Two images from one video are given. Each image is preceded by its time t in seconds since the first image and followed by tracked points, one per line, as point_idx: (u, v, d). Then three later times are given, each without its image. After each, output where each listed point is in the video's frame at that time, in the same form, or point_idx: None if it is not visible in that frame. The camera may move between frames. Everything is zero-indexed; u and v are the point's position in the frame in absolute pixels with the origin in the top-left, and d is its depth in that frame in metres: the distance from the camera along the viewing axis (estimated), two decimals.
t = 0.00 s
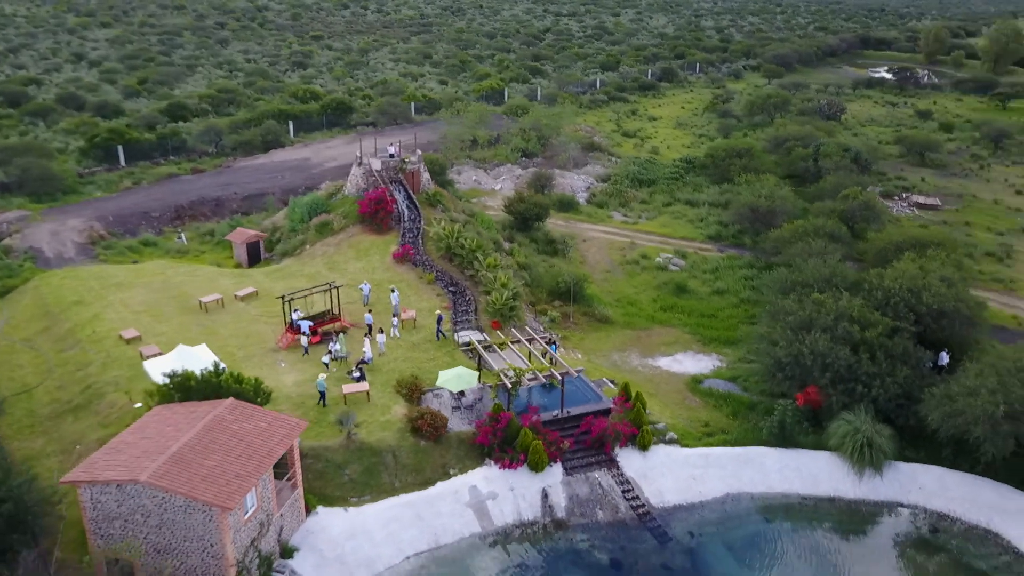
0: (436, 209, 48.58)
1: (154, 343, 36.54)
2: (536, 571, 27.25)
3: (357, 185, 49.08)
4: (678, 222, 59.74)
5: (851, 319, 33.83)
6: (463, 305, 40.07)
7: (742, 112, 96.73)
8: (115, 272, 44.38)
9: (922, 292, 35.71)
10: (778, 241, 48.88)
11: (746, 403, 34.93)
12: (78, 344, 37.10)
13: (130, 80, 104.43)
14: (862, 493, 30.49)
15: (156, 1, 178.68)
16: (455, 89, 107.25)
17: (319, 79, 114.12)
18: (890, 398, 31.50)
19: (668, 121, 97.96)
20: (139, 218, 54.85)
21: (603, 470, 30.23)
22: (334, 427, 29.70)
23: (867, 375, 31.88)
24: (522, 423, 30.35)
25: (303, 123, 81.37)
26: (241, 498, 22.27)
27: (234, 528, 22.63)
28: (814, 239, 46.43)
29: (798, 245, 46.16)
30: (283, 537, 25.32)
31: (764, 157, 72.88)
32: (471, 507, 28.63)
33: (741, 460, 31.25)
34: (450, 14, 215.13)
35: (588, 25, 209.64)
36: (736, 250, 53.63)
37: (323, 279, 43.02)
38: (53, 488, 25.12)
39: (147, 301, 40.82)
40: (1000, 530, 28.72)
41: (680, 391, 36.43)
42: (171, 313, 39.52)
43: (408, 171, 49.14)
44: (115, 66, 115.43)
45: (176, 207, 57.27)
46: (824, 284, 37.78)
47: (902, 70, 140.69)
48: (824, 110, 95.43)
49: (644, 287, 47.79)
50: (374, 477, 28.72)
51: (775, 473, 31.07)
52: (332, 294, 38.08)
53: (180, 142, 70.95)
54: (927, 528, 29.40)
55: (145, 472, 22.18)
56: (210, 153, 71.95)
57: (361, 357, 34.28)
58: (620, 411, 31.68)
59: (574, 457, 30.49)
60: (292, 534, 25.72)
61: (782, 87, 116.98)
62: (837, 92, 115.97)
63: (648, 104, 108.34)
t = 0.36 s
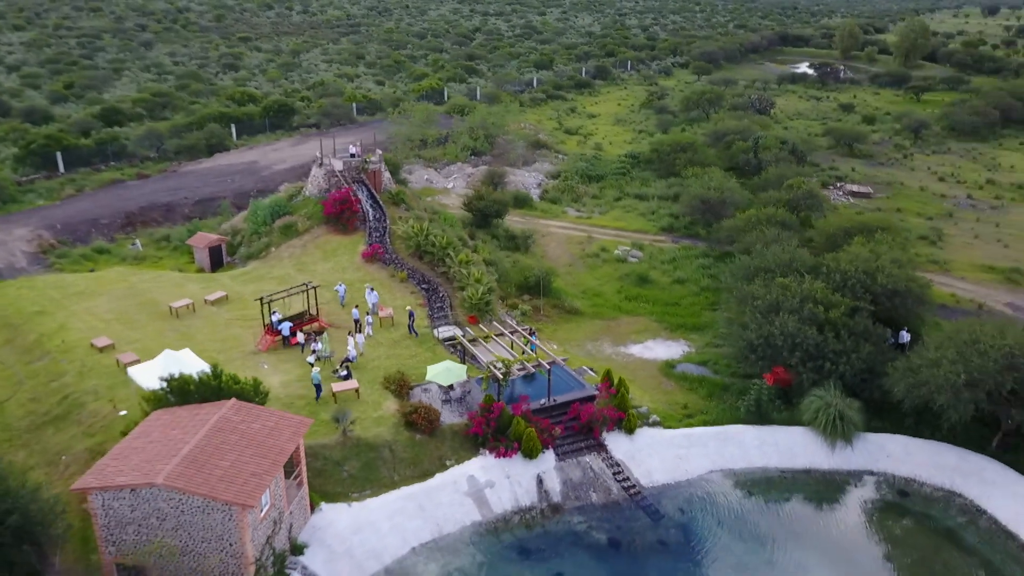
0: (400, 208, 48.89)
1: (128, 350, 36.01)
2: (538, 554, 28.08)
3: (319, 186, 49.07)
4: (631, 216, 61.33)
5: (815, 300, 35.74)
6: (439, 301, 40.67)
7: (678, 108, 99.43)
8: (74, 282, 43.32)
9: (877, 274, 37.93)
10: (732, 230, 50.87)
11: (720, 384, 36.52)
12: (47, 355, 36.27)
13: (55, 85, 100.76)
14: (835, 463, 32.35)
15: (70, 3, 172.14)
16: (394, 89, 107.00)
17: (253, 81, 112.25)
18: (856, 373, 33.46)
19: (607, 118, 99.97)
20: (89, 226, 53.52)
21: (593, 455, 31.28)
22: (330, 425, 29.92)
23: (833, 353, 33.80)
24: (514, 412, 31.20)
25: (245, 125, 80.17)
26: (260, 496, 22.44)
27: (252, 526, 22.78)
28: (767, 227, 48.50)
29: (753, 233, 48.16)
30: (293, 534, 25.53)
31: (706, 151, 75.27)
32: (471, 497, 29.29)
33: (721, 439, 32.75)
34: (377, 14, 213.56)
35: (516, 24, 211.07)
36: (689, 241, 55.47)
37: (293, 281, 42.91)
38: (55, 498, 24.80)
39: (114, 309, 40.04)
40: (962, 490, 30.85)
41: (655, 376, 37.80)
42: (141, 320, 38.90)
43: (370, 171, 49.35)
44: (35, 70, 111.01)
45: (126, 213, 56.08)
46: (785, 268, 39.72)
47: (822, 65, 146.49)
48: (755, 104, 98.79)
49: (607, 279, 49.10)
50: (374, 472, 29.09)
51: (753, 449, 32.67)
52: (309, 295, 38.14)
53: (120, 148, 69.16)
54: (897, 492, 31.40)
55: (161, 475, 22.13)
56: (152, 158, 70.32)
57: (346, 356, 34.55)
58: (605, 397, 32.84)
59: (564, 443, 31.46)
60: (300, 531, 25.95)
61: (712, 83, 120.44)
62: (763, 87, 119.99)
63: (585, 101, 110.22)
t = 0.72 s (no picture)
0: (361, 207, 48.98)
1: (99, 358, 35.33)
2: (533, 539, 28.84)
3: (278, 187, 48.71)
4: (584, 210, 62.52)
5: (778, 285, 37.41)
6: (411, 299, 41.01)
7: (617, 106, 101.39)
8: (30, 291, 42.10)
9: (832, 259, 39.87)
10: (686, 221, 52.51)
11: (690, 368, 37.93)
12: (12, 367, 35.31)
13: None
14: (804, 439, 34.03)
15: None
16: (333, 90, 106.11)
17: (186, 84, 109.73)
18: (819, 353, 35.23)
19: (548, 116, 101.25)
20: (34, 234, 51.92)
21: (578, 441, 32.22)
22: (320, 424, 30.06)
23: (797, 335, 35.50)
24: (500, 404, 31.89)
25: (186, 129, 78.56)
26: (271, 493, 22.56)
27: (263, 523, 22.86)
28: (720, 218, 50.26)
29: (707, 224, 49.87)
30: (295, 532, 25.66)
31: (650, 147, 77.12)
32: (463, 487, 29.90)
33: (697, 421, 34.11)
34: (305, 15, 210.39)
35: (447, 25, 211.07)
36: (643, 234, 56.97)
37: (260, 283, 42.64)
38: (50, 509, 24.43)
39: (76, 319, 39.12)
40: (923, 458, 32.80)
41: (627, 363, 38.99)
42: (108, 328, 38.18)
43: (330, 172, 49.23)
44: None
45: (73, 220, 54.58)
46: (745, 257, 41.38)
47: (749, 62, 151.10)
48: (691, 100, 101.47)
49: (569, 272, 50.11)
50: (367, 468, 29.38)
51: (727, 429, 34.11)
52: (282, 297, 38.05)
53: (58, 154, 67.04)
54: (863, 463, 33.22)
55: (169, 477, 22.06)
56: (92, 163, 68.37)
57: (326, 355, 34.45)
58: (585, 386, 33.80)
59: (549, 432, 32.33)
60: (302, 530, 26.09)
61: (646, 80, 123.03)
62: (696, 83, 123.19)
63: (524, 100, 111.32)
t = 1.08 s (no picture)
0: (380, 206, 49.35)
1: (132, 355, 35.57)
2: (572, 530, 29.35)
3: (296, 187, 48.95)
4: (594, 208, 63.05)
5: (800, 281, 38.09)
6: (436, 296, 41.42)
7: (617, 105, 102.03)
8: (54, 290, 42.22)
9: (851, 254, 40.57)
10: (699, 219, 53.14)
11: (714, 362, 38.56)
12: (45, 365, 35.46)
13: None
14: (830, 431, 34.71)
15: None
16: (333, 90, 106.18)
17: (184, 84, 109.46)
18: (843, 347, 35.94)
19: (548, 116, 101.77)
20: (50, 234, 51.90)
21: (611, 434, 32.78)
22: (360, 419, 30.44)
23: (821, 329, 36.19)
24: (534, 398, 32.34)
25: (191, 129, 78.52)
26: (331, 484, 22.98)
27: (322, 514, 23.29)
28: (734, 216, 50.94)
29: (721, 222, 50.55)
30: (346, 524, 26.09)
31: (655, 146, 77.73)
32: (503, 480, 30.39)
33: (725, 414, 34.73)
34: (296, 15, 209.57)
35: (439, 24, 211.09)
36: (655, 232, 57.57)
37: (284, 281, 42.92)
38: (106, 502, 24.70)
39: (104, 317, 39.29)
40: (946, 449, 33.52)
41: (651, 358, 39.55)
42: (137, 326, 38.38)
43: (348, 171, 49.51)
44: None
45: (87, 220, 54.58)
46: (764, 254, 42.06)
47: (742, 62, 152.22)
48: (690, 99, 102.26)
49: (585, 270, 50.62)
50: (408, 461, 29.78)
51: (755, 422, 34.75)
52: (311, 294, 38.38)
53: (66, 154, 66.95)
54: (887, 455, 33.94)
55: (231, 469, 22.47)
56: (100, 163, 68.30)
57: (359, 349, 34.50)
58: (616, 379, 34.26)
59: (582, 426, 32.86)
60: (351, 521, 26.52)
61: (643, 80, 123.79)
62: (692, 83, 124.09)
63: (524, 99, 111.75)
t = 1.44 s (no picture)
0: (390, 207, 49.61)
1: (155, 356, 35.61)
2: (603, 524, 29.77)
3: (307, 188, 49.08)
4: (597, 207, 63.54)
5: (814, 277, 38.77)
6: (453, 296, 41.73)
7: (611, 105, 102.66)
8: (69, 292, 42.09)
9: (861, 251, 41.32)
10: (705, 218, 53.78)
11: (730, 358, 39.17)
12: (67, 367, 35.43)
13: None
14: (848, 424, 35.39)
15: None
16: (326, 91, 105.97)
17: (176, 85, 108.81)
18: (858, 342, 36.63)
19: (542, 116, 102.21)
20: (56, 235, 51.64)
21: (635, 430, 33.28)
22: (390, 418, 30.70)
23: (836, 324, 36.88)
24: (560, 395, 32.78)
25: (188, 130, 78.21)
26: (380, 481, 23.31)
27: (371, 510, 23.60)
28: (740, 215, 51.65)
29: (728, 221, 51.22)
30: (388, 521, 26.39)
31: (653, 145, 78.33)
32: (533, 475, 30.79)
33: (745, 408, 35.32)
34: (281, 15, 208.23)
35: (425, 25, 210.79)
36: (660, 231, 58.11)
37: (300, 282, 43.05)
38: (149, 501, 24.80)
39: (122, 318, 39.23)
40: (961, 440, 34.26)
41: (668, 354, 40.06)
42: (157, 327, 38.38)
43: (359, 172, 49.68)
44: None
45: (92, 221, 54.32)
46: (775, 251, 42.75)
47: (729, 62, 153.51)
48: (683, 99, 103.13)
49: (594, 268, 51.07)
50: (440, 458, 30.07)
51: (774, 416, 35.36)
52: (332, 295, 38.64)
53: (64, 156, 66.52)
54: (904, 447, 34.65)
55: (281, 467, 22.73)
56: (100, 164, 67.91)
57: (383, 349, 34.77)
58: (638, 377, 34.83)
59: (608, 422, 33.35)
60: (392, 518, 26.83)
61: (633, 80, 124.62)
62: (682, 83, 125.04)
63: (517, 100, 112.11)
